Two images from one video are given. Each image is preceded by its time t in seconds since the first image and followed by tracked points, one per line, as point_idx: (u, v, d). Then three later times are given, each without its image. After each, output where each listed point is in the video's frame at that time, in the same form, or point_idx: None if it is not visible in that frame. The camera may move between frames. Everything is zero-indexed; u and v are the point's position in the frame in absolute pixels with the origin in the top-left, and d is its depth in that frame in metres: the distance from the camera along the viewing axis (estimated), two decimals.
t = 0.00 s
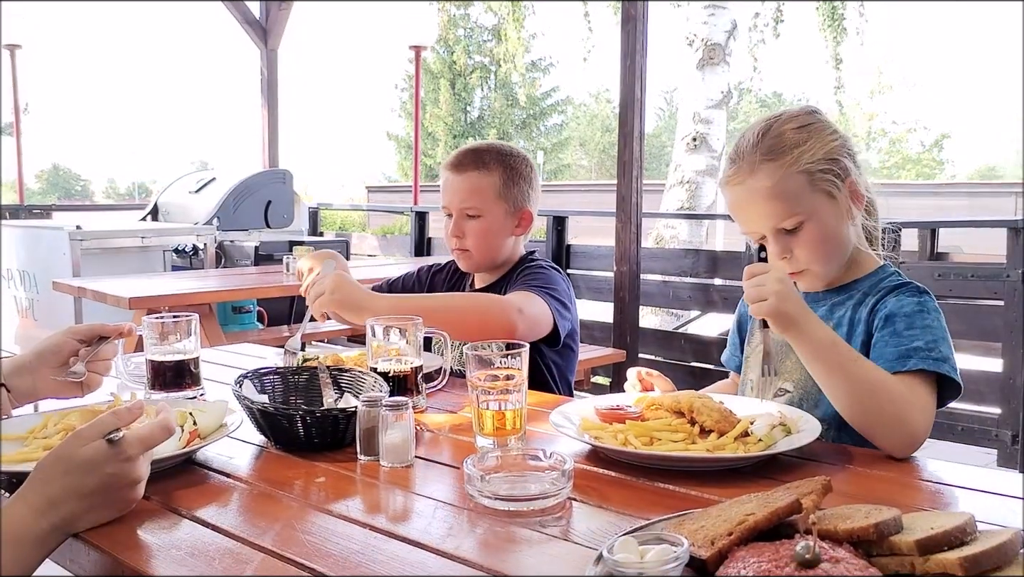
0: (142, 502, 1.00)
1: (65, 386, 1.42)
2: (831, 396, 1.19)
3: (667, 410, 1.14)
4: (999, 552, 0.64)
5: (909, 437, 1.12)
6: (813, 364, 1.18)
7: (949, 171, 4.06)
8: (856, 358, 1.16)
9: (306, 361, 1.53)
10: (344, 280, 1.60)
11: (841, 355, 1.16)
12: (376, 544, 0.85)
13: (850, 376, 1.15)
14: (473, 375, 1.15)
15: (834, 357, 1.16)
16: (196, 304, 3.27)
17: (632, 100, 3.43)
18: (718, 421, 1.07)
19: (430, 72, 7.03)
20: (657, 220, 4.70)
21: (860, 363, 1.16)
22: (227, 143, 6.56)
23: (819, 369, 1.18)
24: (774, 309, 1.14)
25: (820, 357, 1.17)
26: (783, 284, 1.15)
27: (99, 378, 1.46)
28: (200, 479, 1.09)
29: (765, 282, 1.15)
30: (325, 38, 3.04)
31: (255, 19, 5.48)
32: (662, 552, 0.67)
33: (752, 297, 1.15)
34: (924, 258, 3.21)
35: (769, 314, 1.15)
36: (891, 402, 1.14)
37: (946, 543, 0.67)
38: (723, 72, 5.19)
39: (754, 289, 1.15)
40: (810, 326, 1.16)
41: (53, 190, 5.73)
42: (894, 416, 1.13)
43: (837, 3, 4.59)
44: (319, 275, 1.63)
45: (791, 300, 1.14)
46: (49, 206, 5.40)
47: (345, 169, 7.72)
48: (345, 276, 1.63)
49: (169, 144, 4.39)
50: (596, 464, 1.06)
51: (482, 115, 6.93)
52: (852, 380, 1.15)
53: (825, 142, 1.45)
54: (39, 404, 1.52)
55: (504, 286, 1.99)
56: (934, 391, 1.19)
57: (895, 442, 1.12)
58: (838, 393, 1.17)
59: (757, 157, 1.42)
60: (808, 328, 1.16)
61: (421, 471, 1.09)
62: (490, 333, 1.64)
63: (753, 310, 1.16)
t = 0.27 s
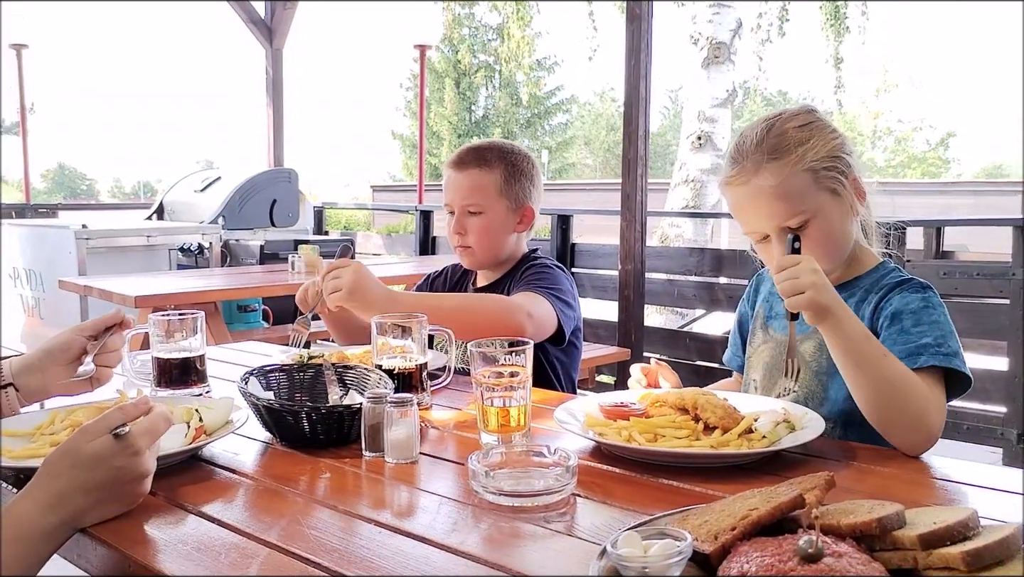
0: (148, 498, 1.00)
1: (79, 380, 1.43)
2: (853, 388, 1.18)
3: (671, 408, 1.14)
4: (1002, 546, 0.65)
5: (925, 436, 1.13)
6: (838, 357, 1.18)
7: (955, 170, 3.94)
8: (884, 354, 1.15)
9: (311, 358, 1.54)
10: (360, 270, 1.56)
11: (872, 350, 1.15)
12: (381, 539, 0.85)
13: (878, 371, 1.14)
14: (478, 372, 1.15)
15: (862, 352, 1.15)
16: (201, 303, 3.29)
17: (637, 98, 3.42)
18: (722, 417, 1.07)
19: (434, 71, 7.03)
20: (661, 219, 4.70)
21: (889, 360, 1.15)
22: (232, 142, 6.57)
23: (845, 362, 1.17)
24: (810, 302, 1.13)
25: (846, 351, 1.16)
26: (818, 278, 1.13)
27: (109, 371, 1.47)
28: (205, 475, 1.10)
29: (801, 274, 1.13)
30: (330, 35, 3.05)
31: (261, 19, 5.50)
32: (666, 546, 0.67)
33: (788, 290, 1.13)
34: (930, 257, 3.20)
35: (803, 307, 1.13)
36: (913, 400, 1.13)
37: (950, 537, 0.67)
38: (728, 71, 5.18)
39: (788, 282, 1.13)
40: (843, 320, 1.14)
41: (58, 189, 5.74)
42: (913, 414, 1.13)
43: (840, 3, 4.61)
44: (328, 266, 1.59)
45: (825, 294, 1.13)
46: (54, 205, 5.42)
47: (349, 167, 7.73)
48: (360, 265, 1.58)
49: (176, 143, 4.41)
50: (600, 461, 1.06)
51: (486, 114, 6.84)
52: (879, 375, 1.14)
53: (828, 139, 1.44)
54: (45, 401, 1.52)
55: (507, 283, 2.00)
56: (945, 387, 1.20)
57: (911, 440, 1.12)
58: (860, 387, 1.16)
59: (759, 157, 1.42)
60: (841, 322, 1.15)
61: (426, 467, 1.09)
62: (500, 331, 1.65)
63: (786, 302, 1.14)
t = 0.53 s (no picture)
0: (167, 495, 1.02)
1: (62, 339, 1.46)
2: (873, 387, 1.18)
3: (684, 405, 1.15)
4: (1015, 543, 0.64)
5: (944, 433, 1.13)
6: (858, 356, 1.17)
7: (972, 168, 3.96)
8: (904, 352, 1.15)
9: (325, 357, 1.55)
10: (377, 270, 1.58)
11: (893, 348, 1.14)
12: (395, 534, 0.86)
13: (898, 369, 1.14)
14: (491, 369, 1.16)
15: (883, 351, 1.14)
16: (217, 302, 3.31)
17: (650, 97, 3.42)
18: (735, 415, 1.08)
19: (448, 71, 7.04)
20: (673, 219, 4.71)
21: (909, 359, 1.14)
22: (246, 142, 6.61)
23: (865, 360, 1.16)
24: (833, 301, 1.12)
25: (866, 350, 1.15)
26: (838, 277, 1.12)
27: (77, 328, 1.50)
28: (222, 470, 1.11)
29: (820, 274, 1.12)
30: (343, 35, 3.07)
31: (275, 19, 5.55)
32: (678, 541, 0.68)
33: (809, 291, 1.12)
34: (946, 255, 3.19)
35: (826, 306, 1.12)
36: (933, 398, 1.13)
37: (962, 534, 0.67)
38: (741, 69, 5.18)
39: (809, 284, 1.12)
40: (865, 319, 1.14)
41: (74, 189, 5.80)
42: (932, 412, 1.13)
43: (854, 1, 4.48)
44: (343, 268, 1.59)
45: (846, 293, 1.12)
46: (71, 206, 5.47)
47: (363, 167, 7.77)
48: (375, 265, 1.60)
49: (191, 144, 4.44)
50: (613, 458, 1.07)
51: (500, 114, 6.90)
52: (899, 373, 1.14)
53: (827, 138, 1.45)
54: (62, 396, 1.55)
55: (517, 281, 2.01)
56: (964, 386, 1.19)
57: (932, 438, 1.12)
58: (881, 385, 1.15)
59: (761, 158, 1.42)
60: (862, 321, 1.14)
61: (439, 464, 1.10)
62: (516, 329, 1.65)
63: (809, 302, 1.13)
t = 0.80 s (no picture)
0: (192, 493, 1.03)
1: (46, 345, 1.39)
2: (895, 389, 1.17)
3: (706, 405, 1.14)
4: None
5: (970, 434, 1.11)
6: (879, 359, 1.16)
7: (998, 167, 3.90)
8: (925, 353, 1.14)
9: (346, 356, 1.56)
10: (394, 271, 1.58)
11: (914, 349, 1.14)
12: (416, 531, 0.87)
13: (920, 370, 1.13)
14: (511, 368, 1.16)
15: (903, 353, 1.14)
16: (239, 302, 3.35)
17: (671, 97, 3.41)
18: (756, 414, 1.07)
19: (468, 72, 7.04)
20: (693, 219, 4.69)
21: (931, 360, 1.14)
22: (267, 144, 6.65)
23: (885, 362, 1.15)
24: (853, 304, 1.11)
25: (888, 353, 1.14)
26: (858, 279, 1.11)
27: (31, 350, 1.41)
28: (246, 468, 1.13)
29: (841, 277, 1.11)
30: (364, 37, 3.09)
31: (296, 21, 5.60)
32: (699, 539, 0.68)
33: (830, 293, 1.11)
34: (970, 255, 3.15)
35: (848, 309, 1.11)
36: (957, 399, 1.12)
37: (986, 533, 0.66)
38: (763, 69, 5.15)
39: (829, 286, 1.11)
40: (884, 322, 1.13)
41: (97, 191, 5.87)
42: (956, 413, 1.12)
43: None
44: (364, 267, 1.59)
45: (867, 296, 1.11)
46: (94, 207, 5.54)
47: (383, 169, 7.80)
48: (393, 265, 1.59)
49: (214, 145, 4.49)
50: (633, 457, 1.07)
51: (518, 114, 6.88)
52: (920, 375, 1.13)
53: (840, 141, 1.43)
54: (87, 395, 1.57)
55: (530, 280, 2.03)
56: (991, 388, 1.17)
57: (956, 441, 1.11)
58: (903, 387, 1.15)
59: (772, 164, 1.40)
60: (883, 324, 1.13)
61: (460, 462, 1.10)
62: (533, 324, 1.66)
63: (830, 305, 1.12)
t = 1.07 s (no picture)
0: (210, 491, 1.04)
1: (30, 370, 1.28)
2: (894, 387, 1.16)
3: (721, 403, 1.15)
4: None
5: (969, 434, 1.10)
6: (879, 357, 1.16)
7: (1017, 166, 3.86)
8: (926, 353, 1.14)
9: (363, 355, 1.57)
10: (389, 275, 1.62)
11: (916, 348, 1.13)
12: (432, 528, 0.87)
13: (921, 367, 1.12)
14: (526, 367, 1.17)
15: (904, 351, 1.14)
16: (255, 302, 3.37)
17: (685, 98, 3.41)
18: (771, 413, 1.07)
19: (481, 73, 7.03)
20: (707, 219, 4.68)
21: (931, 359, 1.13)
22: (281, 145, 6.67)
23: (885, 359, 1.15)
24: (857, 295, 1.11)
25: (888, 350, 1.14)
26: (862, 272, 1.12)
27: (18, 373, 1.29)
28: (263, 466, 1.14)
29: (845, 268, 1.11)
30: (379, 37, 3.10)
31: (310, 23, 5.62)
32: (715, 536, 0.68)
33: (832, 283, 1.11)
34: (988, 255, 3.13)
35: (852, 301, 1.12)
36: (956, 399, 1.11)
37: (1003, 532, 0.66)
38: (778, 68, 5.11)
39: (833, 277, 1.11)
40: (886, 319, 1.13)
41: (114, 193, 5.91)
42: (956, 413, 1.11)
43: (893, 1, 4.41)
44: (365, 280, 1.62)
45: (870, 291, 1.11)
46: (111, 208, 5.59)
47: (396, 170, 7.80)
48: (388, 270, 1.63)
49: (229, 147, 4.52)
50: (649, 455, 1.07)
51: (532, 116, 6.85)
52: (922, 372, 1.12)
53: (847, 149, 1.42)
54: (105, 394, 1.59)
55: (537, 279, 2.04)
56: (996, 392, 1.17)
57: (952, 444, 1.10)
58: (902, 384, 1.14)
59: (777, 174, 1.39)
60: (883, 319, 1.14)
61: (475, 461, 1.11)
62: (535, 314, 1.66)
63: (834, 297, 1.12)
